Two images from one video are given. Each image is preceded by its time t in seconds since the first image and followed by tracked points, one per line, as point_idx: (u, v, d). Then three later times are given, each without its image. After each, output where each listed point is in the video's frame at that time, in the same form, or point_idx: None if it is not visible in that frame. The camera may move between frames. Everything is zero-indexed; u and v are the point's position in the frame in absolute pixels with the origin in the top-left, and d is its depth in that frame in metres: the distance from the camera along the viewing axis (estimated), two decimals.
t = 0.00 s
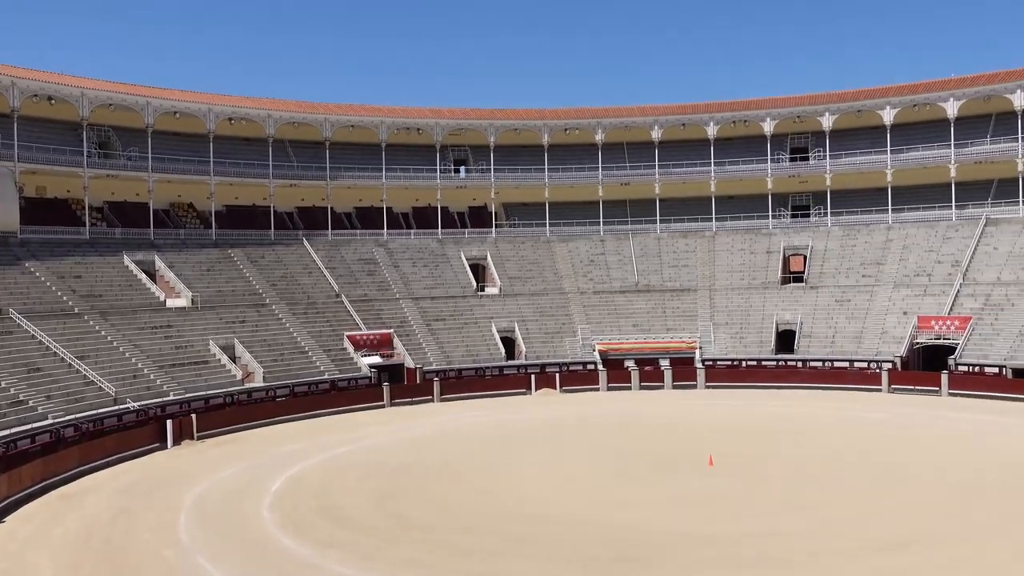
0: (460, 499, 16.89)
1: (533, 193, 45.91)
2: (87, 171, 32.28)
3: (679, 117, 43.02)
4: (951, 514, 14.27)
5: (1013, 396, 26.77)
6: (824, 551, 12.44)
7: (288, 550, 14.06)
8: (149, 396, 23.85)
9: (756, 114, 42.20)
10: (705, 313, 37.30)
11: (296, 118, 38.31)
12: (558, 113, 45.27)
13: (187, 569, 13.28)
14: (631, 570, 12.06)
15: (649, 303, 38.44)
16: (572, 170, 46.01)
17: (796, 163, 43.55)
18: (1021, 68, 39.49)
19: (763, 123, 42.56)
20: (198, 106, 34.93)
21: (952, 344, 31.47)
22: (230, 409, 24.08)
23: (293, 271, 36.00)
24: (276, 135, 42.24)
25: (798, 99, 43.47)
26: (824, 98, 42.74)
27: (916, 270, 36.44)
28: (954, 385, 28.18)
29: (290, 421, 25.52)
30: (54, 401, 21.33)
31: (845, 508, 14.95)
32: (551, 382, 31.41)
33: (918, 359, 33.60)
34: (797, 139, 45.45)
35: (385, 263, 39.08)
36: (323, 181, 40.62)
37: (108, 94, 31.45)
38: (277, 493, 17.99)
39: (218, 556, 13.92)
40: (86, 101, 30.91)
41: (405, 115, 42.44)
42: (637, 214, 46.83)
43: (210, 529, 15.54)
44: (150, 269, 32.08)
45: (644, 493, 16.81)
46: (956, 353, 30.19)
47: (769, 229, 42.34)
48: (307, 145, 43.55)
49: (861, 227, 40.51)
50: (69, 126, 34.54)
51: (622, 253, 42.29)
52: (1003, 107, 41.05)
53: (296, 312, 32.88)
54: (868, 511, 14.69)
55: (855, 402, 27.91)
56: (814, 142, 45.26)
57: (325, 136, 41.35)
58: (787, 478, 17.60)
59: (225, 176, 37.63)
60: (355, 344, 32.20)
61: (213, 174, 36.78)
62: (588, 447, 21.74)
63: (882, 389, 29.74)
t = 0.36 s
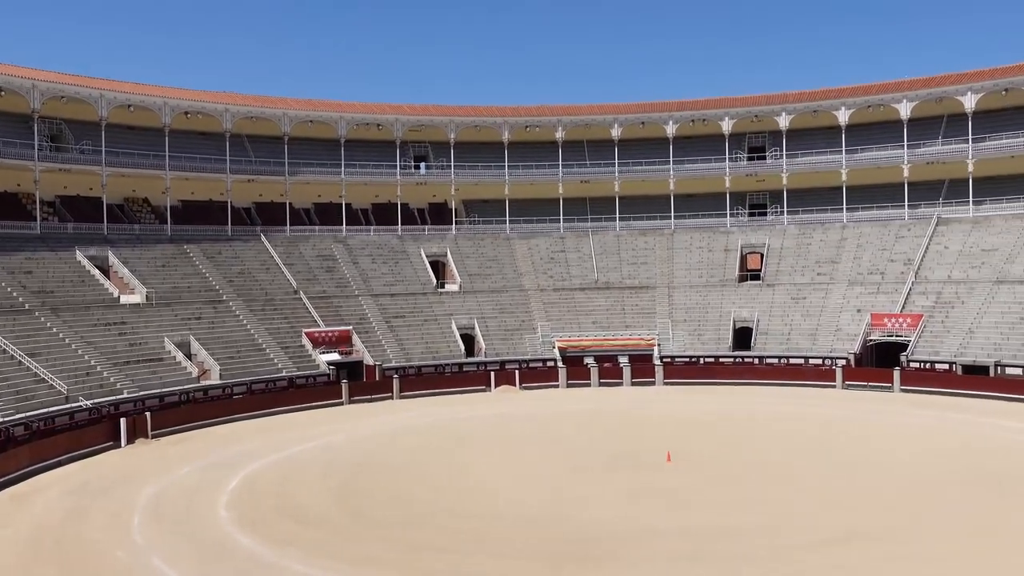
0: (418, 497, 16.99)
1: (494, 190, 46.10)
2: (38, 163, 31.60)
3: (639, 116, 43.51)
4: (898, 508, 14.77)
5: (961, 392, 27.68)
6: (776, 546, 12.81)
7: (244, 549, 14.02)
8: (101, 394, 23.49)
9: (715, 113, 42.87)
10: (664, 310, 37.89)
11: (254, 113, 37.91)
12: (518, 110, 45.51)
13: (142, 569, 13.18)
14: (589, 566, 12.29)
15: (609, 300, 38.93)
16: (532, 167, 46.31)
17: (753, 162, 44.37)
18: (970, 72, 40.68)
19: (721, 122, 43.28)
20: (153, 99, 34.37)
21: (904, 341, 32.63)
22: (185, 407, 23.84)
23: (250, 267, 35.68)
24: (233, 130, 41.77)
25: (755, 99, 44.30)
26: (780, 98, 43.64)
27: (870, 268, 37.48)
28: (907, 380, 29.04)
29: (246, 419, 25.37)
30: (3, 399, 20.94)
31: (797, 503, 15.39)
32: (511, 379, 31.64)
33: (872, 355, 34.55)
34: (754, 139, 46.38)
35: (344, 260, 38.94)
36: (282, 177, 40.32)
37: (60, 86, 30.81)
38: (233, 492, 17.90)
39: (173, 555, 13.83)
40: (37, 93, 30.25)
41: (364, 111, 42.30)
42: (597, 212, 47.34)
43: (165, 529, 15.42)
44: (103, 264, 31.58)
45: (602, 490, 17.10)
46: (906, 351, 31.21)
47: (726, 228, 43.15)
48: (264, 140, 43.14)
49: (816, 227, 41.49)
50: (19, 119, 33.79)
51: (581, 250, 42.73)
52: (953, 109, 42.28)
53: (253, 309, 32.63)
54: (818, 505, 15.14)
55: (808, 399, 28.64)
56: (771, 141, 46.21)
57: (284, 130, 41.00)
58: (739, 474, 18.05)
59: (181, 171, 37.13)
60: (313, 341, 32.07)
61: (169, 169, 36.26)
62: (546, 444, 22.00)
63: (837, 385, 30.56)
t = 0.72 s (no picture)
0: (377, 495, 17.12)
1: (455, 186, 46.24)
2: None
3: (600, 113, 43.99)
4: (845, 501, 15.29)
5: (911, 386, 28.57)
6: (728, 539, 13.19)
7: (201, 547, 14.03)
8: (54, 392, 23.19)
9: (675, 111, 43.53)
10: (624, 307, 38.45)
11: (212, 107, 37.49)
12: (479, 106, 45.70)
13: (96, 569, 13.11)
14: (545, 561, 12.54)
15: (569, 296, 39.37)
16: (494, 164, 46.54)
17: (712, 160, 45.15)
18: (922, 73, 41.85)
19: (680, 120, 43.98)
20: (107, 92, 33.83)
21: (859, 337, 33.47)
22: (141, 404, 23.65)
23: (208, 263, 35.37)
24: (190, 124, 41.27)
25: (714, 98, 45.10)
26: (739, 97, 44.50)
27: (826, 265, 38.45)
28: (861, 375, 29.93)
29: (203, 416, 25.22)
30: None
31: (749, 497, 15.84)
32: (472, 376, 31.87)
33: (828, 351, 35.43)
34: (713, 137, 47.25)
35: (303, 256, 38.76)
36: (240, 172, 39.98)
37: (10, 78, 30.19)
38: (190, 490, 17.86)
39: (127, 554, 13.79)
40: None
41: (324, 106, 42.09)
42: (558, 209, 47.75)
43: (120, 528, 15.35)
44: (56, 260, 31.07)
45: (560, 486, 17.40)
46: (862, 346, 32.30)
47: (685, 225, 43.88)
48: (222, 134, 42.70)
49: (773, 224, 42.39)
50: None
51: (542, 247, 43.11)
52: (908, 109, 43.48)
53: (210, 305, 32.37)
54: (769, 499, 15.61)
55: (763, 394, 29.34)
56: (729, 140, 47.12)
57: (242, 125, 40.61)
58: (692, 469, 18.53)
59: (136, 165, 36.62)
60: (272, 338, 31.88)
61: (124, 162, 35.74)
62: (506, 441, 22.27)
63: (793, 380, 31.41)
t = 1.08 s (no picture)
0: (336, 492, 17.20)
1: (416, 181, 46.29)
2: None
3: (561, 109, 44.39)
4: (795, 493, 15.77)
5: (868, 380, 29.62)
6: (680, 531, 13.55)
7: (157, 546, 14.01)
8: (5, 390, 22.85)
9: (635, 107, 44.09)
10: (585, 303, 38.93)
11: (169, 100, 37.01)
12: (440, 101, 45.80)
13: (48, 570, 13.00)
14: (503, 555, 12.75)
15: (531, 292, 39.74)
16: (455, 159, 46.69)
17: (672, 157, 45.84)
18: (877, 72, 42.96)
19: (641, 117, 44.56)
20: (60, 84, 33.27)
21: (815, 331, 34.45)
22: (96, 403, 23.39)
23: (164, 259, 34.97)
24: (145, 117, 40.71)
25: (673, 95, 45.79)
26: (697, 94, 45.27)
27: (784, 261, 39.38)
28: (818, 370, 30.85)
29: (160, 414, 25.02)
30: None
31: (701, 490, 16.28)
32: (433, 372, 32.04)
33: (785, 346, 36.36)
34: (673, 133, 48.04)
35: (262, 252, 38.51)
36: (197, 166, 39.58)
37: None
38: (146, 489, 17.77)
39: (82, 554, 13.71)
40: None
41: (283, 100, 41.82)
42: (519, 204, 48.08)
43: (74, 528, 15.23)
44: (7, 256, 30.50)
45: (518, 481, 17.67)
46: (819, 341, 33.28)
47: (645, 221, 44.51)
48: (179, 129, 42.20)
49: (732, 220, 43.21)
50: None
51: (503, 242, 43.42)
52: (863, 108, 44.58)
53: (167, 302, 32.04)
54: (721, 492, 16.04)
55: (719, 388, 30.01)
56: (689, 137, 47.96)
57: (199, 119, 40.15)
58: (648, 463, 18.96)
59: (90, 159, 36.07)
60: (230, 334, 31.79)
61: (77, 156, 35.19)
62: (466, 437, 22.50)
63: (752, 375, 32.19)
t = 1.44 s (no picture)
0: (295, 490, 17.30)
1: (376, 177, 46.31)
2: None
3: (522, 105, 44.80)
4: (748, 486, 16.30)
5: (825, 373, 30.42)
6: (636, 527, 13.91)
7: (114, 546, 14.00)
8: None
9: (595, 104, 44.65)
10: (546, 299, 39.38)
11: (124, 93, 36.53)
12: (400, 97, 45.85)
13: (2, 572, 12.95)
14: (462, 552, 13.01)
15: (492, 288, 40.07)
16: (416, 155, 46.82)
17: (632, 153, 46.50)
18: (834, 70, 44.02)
19: (601, 113, 45.16)
20: (10, 77, 32.74)
21: (772, 326, 35.35)
22: (50, 402, 23.16)
23: (120, 255, 34.55)
24: (99, 111, 40.09)
25: (633, 92, 46.44)
26: (656, 91, 46.01)
27: (742, 256, 40.28)
28: (776, 364, 31.65)
29: (116, 413, 24.82)
30: None
31: (656, 484, 16.73)
32: (394, 368, 32.20)
33: (743, 340, 37.22)
34: (633, 130, 48.80)
35: (220, 248, 38.23)
36: (153, 161, 39.16)
37: None
38: (103, 489, 17.71)
39: (36, 556, 13.65)
40: None
41: (241, 94, 41.53)
42: (480, 200, 48.39)
43: (28, 530, 15.13)
44: None
45: (478, 478, 17.96)
46: (778, 337, 34.14)
47: (605, 217, 45.13)
48: (134, 122, 41.65)
49: (691, 217, 44.05)
50: None
51: (465, 238, 43.69)
52: (818, 106, 45.54)
53: (123, 298, 31.71)
54: (676, 487, 16.50)
55: (675, 383, 30.68)
56: (649, 133, 48.74)
57: (155, 113, 39.65)
58: (606, 458, 19.39)
59: (42, 153, 35.53)
60: (188, 332, 31.58)
61: (28, 150, 34.67)
62: (427, 433, 22.71)
63: (711, 369, 32.82)
